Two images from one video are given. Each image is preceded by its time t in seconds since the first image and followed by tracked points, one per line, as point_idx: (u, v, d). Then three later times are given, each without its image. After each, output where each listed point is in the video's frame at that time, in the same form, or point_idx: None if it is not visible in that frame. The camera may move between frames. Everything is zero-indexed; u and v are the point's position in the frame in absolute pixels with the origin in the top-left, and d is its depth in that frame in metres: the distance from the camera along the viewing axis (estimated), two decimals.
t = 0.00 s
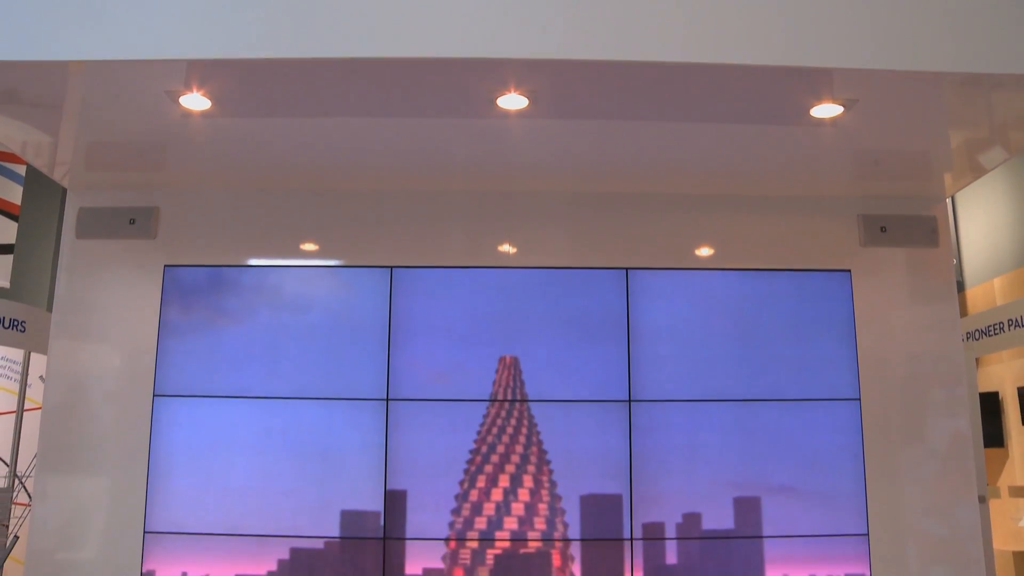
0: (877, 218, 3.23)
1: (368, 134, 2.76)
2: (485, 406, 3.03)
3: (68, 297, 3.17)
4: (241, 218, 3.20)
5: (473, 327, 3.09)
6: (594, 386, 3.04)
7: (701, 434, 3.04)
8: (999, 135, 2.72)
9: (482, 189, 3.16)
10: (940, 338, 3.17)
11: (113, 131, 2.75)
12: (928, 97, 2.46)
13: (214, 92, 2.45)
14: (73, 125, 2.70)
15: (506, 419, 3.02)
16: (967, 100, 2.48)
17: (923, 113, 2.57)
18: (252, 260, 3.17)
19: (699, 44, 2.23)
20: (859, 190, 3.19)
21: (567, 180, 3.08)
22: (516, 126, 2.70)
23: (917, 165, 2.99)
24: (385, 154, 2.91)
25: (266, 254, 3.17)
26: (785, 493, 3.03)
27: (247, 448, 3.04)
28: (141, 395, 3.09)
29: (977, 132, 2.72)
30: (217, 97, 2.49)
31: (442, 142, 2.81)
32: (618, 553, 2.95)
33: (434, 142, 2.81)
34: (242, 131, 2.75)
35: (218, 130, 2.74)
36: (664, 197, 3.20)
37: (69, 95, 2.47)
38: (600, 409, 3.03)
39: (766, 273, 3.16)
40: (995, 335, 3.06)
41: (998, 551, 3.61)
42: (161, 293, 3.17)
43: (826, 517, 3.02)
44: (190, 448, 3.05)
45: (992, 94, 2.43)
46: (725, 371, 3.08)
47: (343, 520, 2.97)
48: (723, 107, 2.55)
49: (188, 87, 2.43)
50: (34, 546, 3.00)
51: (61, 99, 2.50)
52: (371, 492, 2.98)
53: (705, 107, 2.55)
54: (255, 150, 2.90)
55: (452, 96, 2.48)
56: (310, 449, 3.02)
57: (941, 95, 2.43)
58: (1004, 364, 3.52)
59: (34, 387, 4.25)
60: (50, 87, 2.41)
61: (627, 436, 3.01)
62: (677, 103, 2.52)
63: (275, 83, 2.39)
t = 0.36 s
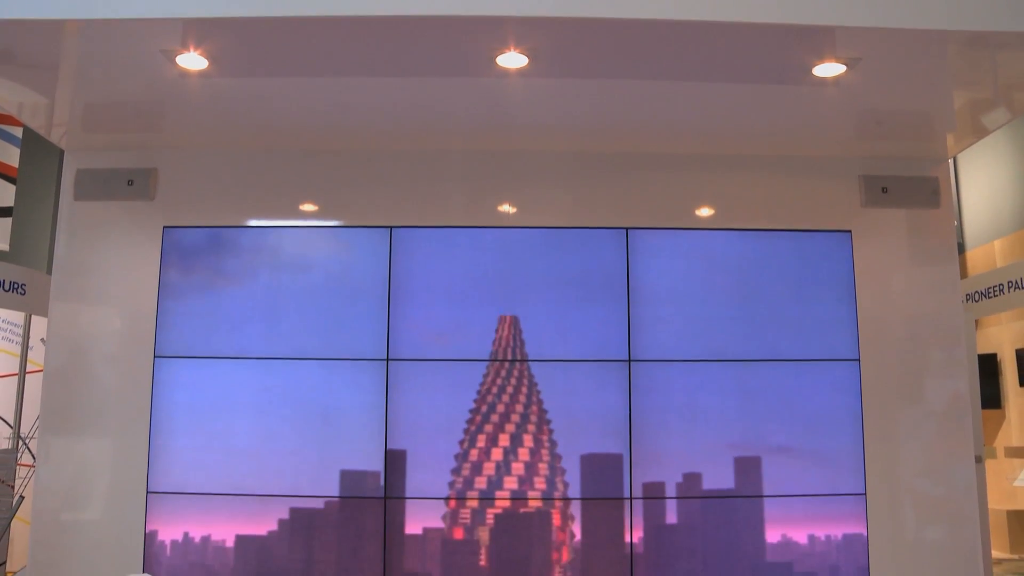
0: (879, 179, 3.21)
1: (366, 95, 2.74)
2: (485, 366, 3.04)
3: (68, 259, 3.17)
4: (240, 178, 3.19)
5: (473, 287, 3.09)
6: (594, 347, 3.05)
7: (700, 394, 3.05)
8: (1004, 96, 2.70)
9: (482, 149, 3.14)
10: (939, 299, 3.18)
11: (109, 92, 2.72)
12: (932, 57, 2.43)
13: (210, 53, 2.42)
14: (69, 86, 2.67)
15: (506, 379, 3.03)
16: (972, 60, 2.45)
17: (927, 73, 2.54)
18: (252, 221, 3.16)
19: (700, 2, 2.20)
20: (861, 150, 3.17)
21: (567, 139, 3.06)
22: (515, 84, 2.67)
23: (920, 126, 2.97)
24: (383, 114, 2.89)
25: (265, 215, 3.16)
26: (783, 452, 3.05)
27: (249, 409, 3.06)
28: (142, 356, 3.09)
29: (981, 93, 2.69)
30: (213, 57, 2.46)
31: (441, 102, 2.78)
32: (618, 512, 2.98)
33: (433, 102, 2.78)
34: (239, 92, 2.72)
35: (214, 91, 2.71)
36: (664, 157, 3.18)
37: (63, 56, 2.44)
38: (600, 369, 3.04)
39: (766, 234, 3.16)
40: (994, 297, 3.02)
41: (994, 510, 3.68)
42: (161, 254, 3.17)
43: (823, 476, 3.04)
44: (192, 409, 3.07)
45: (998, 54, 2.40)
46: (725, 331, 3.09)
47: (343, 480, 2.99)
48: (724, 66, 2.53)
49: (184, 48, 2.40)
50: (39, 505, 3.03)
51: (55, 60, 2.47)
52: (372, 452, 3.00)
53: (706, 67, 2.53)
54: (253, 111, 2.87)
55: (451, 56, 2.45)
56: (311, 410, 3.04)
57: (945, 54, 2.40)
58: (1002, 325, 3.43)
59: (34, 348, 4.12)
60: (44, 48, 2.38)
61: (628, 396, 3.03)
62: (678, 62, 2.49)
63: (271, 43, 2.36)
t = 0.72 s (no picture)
0: (880, 140, 3.20)
1: (364, 55, 2.71)
2: (485, 326, 3.05)
3: (67, 222, 3.16)
4: (238, 139, 3.17)
5: (473, 248, 3.09)
6: (594, 307, 3.06)
7: (700, 355, 3.06)
8: (1008, 56, 2.67)
9: (481, 110, 3.12)
10: (939, 260, 3.17)
11: (105, 54, 2.69)
12: (937, 16, 2.40)
13: (207, 13, 2.40)
14: (64, 48, 2.64)
15: (506, 339, 3.04)
16: (977, 20, 2.42)
17: (932, 33, 2.51)
18: (250, 182, 3.15)
19: None
20: (862, 111, 3.14)
21: (567, 99, 3.04)
22: (515, 44, 2.64)
23: (923, 87, 2.94)
24: (382, 74, 2.86)
25: (264, 176, 3.15)
26: (782, 413, 3.06)
27: (250, 370, 3.07)
28: (142, 319, 3.10)
29: (985, 54, 2.67)
30: (210, 18, 2.43)
31: (440, 63, 2.76)
32: (618, 472, 3.00)
33: (432, 63, 2.76)
34: (236, 53, 2.69)
35: (211, 53, 2.68)
36: (665, 117, 3.16)
37: (58, 17, 2.41)
38: (600, 330, 3.05)
39: (766, 194, 3.15)
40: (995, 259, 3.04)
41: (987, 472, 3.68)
42: (160, 217, 3.16)
43: (821, 438, 3.06)
44: (193, 371, 3.08)
45: (1003, 13, 2.37)
46: (725, 291, 3.09)
47: (342, 441, 3.01)
48: (727, 27, 2.50)
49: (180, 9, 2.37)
50: (43, 467, 3.05)
51: (50, 21, 2.44)
52: (373, 413, 3.02)
53: (708, 27, 2.50)
54: (250, 72, 2.84)
55: (450, 16, 2.42)
56: (311, 371, 3.05)
57: (950, 14, 2.37)
58: (1003, 288, 3.52)
59: (34, 312, 3.99)
60: (39, 8, 2.35)
61: (627, 356, 3.04)
62: (680, 22, 2.47)
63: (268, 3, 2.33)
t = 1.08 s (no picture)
0: (882, 104, 3.17)
1: (361, 19, 2.68)
2: (485, 290, 3.05)
3: (65, 189, 3.15)
4: (236, 103, 3.15)
5: (473, 212, 3.08)
6: (594, 272, 3.05)
7: (700, 319, 3.07)
8: (1013, 19, 2.64)
9: (481, 73, 3.10)
10: (940, 225, 3.17)
11: (98, 18, 2.66)
12: None
13: None
14: (57, 12, 2.61)
15: (505, 303, 3.04)
16: None
17: None
18: (249, 146, 3.13)
19: None
20: (865, 74, 3.12)
21: (567, 62, 3.01)
22: (513, 7, 2.61)
23: (926, 51, 2.91)
24: (379, 38, 2.83)
25: (262, 141, 3.13)
26: (781, 378, 3.07)
27: (250, 335, 3.07)
28: (143, 285, 3.10)
29: (990, 17, 2.64)
30: None
31: (438, 26, 2.72)
32: (618, 436, 3.02)
33: (429, 26, 2.73)
34: (231, 16, 2.66)
35: (206, 16, 2.65)
36: (665, 80, 3.14)
37: None
38: (600, 294, 3.05)
39: (767, 159, 3.13)
40: (995, 226, 3.04)
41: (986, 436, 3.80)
42: (158, 183, 3.15)
43: (820, 403, 3.07)
44: (193, 336, 3.08)
45: None
46: (725, 256, 3.09)
47: (339, 405, 3.03)
48: None
49: None
50: (46, 433, 3.07)
51: None
52: (373, 377, 3.03)
53: None
54: (246, 35, 2.81)
55: None
56: (311, 336, 3.06)
57: None
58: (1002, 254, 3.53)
59: (34, 280, 3.97)
60: None
61: (627, 320, 3.04)
62: None
63: None
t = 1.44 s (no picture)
0: (885, 74, 3.15)
1: None
2: (485, 260, 3.05)
3: (64, 160, 3.13)
4: (235, 73, 3.12)
5: (473, 183, 3.07)
6: (594, 243, 3.05)
7: (700, 289, 3.07)
8: None
9: (480, 42, 3.07)
10: (942, 196, 3.16)
11: None
12: None
13: None
14: None
15: (506, 273, 3.04)
16: None
17: None
18: (247, 117, 3.11)
19: None
20: (868, 43, 3.09)
21: (568, 31, 2.98)
22: None
23: (930, 20, 2.88)
24: (377, 7, 2.80)
25: (261, 111, 3.11)
26: (781, 349, 3.08)
27: (251, 306, 3.07)
28: (143, 256, 3.10)
29: None
30: None
31: None
32: (618, 407, 3.03)
33: None
34: None
35: None
36: (667, 50, 3.11)
37: None
38: (600, 264, 3.05)
39: (768, 129, 3.12)
40: (996, 197, 3.05)
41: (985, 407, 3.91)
42: (156, 153, 3.13)
43: (820, 373, 3.08)
44: (194, 307, 3.08)
45: None
46: (725, 226, 3.08)
47: (337, 375, 3.04)
48: None
49: None
50: (48, 404, 3.08)
51: None
52: (373, 348, 3.03)
53: None
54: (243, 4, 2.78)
55: None
56: (311, 306, 3.06)
57: None
58: (1003, 226, 3.65)
59: (34, 251, 3.94)
60: None
61: (627, 290, 3.05)
62: None
63: None
